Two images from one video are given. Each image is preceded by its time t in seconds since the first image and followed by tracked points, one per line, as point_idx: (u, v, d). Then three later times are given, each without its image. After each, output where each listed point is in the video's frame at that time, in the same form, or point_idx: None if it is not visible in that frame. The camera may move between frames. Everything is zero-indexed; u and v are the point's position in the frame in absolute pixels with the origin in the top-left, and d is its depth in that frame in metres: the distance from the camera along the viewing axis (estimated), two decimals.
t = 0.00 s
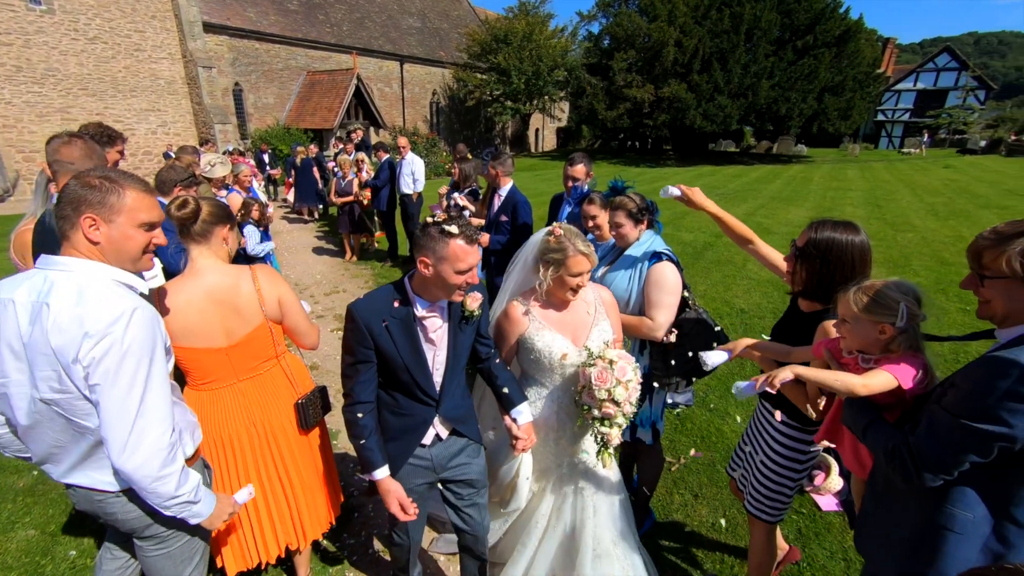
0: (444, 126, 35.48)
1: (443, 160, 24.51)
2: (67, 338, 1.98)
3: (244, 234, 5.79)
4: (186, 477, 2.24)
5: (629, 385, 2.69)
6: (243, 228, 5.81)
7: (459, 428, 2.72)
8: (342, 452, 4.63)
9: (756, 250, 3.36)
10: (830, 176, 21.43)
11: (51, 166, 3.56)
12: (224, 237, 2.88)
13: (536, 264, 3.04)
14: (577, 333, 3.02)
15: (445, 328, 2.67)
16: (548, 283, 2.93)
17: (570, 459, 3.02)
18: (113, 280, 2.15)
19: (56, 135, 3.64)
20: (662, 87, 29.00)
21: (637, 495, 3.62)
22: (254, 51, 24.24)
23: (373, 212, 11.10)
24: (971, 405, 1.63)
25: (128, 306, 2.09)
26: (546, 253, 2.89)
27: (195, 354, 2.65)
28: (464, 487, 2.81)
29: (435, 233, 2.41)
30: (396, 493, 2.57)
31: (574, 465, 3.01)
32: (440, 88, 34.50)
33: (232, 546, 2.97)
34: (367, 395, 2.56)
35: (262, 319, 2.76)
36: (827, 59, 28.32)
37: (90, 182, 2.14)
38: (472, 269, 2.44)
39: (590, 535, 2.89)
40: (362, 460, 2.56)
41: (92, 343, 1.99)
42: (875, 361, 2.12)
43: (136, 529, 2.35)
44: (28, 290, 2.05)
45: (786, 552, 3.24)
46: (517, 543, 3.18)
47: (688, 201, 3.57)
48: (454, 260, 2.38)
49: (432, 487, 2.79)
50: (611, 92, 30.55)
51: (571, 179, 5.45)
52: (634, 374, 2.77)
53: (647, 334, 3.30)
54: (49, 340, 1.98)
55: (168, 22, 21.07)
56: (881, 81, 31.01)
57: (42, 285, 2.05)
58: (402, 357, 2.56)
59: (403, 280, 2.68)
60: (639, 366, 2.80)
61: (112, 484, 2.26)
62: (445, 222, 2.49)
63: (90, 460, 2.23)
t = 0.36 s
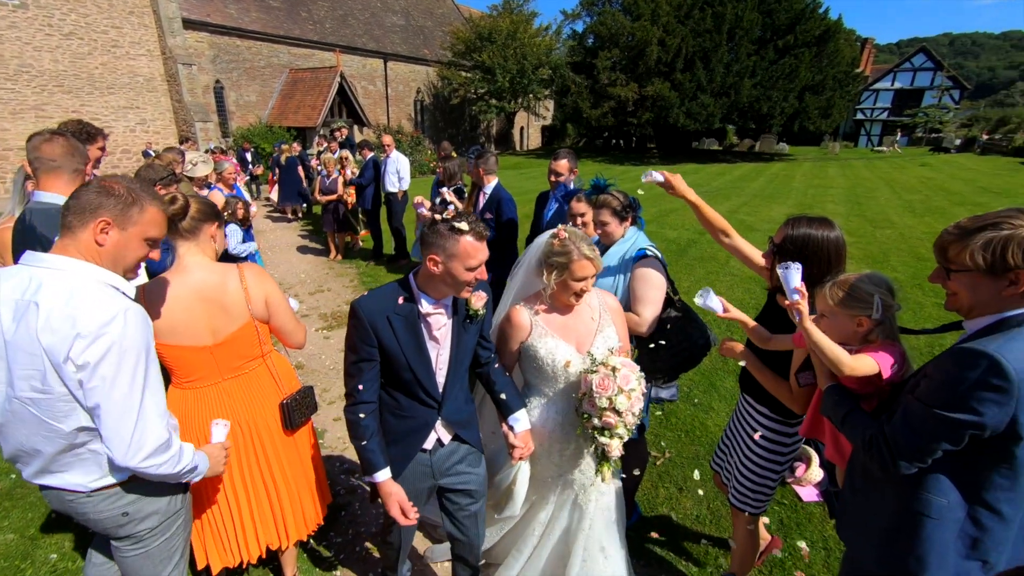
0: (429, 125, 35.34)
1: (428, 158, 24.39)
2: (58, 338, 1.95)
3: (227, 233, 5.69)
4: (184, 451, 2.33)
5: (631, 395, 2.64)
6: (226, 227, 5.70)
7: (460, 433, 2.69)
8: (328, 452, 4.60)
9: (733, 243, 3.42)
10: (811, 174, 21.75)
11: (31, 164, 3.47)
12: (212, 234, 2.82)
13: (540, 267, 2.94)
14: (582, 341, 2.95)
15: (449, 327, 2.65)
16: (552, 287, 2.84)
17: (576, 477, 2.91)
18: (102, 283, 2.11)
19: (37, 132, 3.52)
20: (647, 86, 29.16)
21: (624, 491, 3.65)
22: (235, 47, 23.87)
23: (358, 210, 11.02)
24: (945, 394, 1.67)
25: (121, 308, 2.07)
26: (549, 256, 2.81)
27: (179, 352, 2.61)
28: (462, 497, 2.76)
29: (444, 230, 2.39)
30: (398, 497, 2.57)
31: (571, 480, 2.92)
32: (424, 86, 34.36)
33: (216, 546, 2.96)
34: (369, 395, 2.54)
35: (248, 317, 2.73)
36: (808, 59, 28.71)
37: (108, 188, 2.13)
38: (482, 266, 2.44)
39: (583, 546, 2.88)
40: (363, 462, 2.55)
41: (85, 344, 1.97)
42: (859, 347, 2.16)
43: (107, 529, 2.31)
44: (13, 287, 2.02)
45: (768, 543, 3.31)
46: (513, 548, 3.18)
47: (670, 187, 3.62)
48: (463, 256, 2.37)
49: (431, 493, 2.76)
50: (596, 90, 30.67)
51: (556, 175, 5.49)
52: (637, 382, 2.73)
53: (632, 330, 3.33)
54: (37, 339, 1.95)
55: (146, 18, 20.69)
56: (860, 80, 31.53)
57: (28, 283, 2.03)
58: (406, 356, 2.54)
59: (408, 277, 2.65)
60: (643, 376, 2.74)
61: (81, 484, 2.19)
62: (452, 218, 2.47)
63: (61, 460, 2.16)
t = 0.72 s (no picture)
0: (413, 124, 35.18)
1: (413, 157, 24.27)
2: (54, 336, 1.93)
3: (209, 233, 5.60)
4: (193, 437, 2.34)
5: (639, 390, 2.58)
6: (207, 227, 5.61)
7: (462, 433, 2.69)
8: (314, 453, 4.57)
9: (714, 240, 3.47)
10: (791, 172, 22.09)
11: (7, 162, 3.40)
12: (201, 232, 2.86)
13: (546, 266, 2.86)
14: (587, 340, 2.86)
15: (453, 322, 2.63)
16: (557, 287, 2.76)
17: (577, 486, 2.85)
18: (89, 283, 2.06)
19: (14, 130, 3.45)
20: (630, 85, 29.34)
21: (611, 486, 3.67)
22: (214, 45, 23.48)
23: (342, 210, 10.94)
24: (920, 382, 1.72)
25: (115, 305, 2.05)
26: (555, 255, 2.73)
27: (164, 350, 2.57)
28: (460, 499, 2.75)
29: (455, 223, 2.39)
30: (399, 498, 2.53)
31: (575, 487, 2.85)
32: (408, 84, 34.21)
33: (202, 547, 2.93)
34: (372, 392, 2.48)
35: (234, 316, 2.71)
36: (788, 58, 29.13)
37: (122, 200, 2.16)
38: (492, 259, 2.43)
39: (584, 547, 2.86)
40: (365, 462, 2.50)
41: (83, 342, 1.95)
42: (849, 337, 2.20)
43: (75, 530, 2.27)
44: None
45: (752, 532, 3.37)
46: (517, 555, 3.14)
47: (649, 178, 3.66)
48: (473, 250, 2.37)
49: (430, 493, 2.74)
50: (580, 89, 30.80)
51: (537, 173, 5.53)
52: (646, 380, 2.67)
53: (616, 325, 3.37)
54: (30, 337, 1.92)
55: (121, 14, 20.33)
56: (838, 80, 32.10)
57: (12, 280, 1.98)
58: (410, 352, 2.50)
59: (412, 271, 2.62)
60: (650, 369, 2.67)
61: (49, 484, 2.15)
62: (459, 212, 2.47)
63: (28, 460, 2.12)
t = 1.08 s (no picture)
0: (399, 122, 35.02)
1: (398, 156, 24.17)
2: (10, 334, 1.94)
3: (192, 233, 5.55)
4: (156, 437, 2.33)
5: (645, 394, 2.57)
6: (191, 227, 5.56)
7: (460, 433, 2.69)
8: (303, 453, 4.58)
9: (696, 236, 3.54)
10: (774, 170, 22.41)
11: None
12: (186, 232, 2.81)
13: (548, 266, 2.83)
14: (586, 342, 2.82)
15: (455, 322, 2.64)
16: (561, 287, 2.71)
17: (577, 485, 2.88)
18: (51, 281, 2.07)
19: None
20: (616, 83, 29.48)
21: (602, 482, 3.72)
22: (193, 42, 23.11)
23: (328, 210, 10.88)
24: (894, 371, 1.80)
25: (74, 305, 2.04)
26: (559, 255, 2.69)
27: (150, 349, 2.56)
28: (454, 500, 2.76)
29: (460, 222, 2.39)
30: (396, 500, 2.51)
31: (581, 488, 2.89)
32: (393, 83, 34.02)
33: (190, 550, 2.93)
34: (370, 393, 2.49)
35: (220, 314, 2.70)
36: (770, 57, 29.46)
37: (85, 198, 2.16)
38: (497, 259, 2.43)
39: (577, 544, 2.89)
40: (362, 462, 2.49)
41: (39, 339, 1.95)
42: (837, 327, 2.22)
43: (39, 534, 2.26)
44: None
45: (736, 521, 3.46)
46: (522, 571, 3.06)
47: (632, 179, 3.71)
48: (478, 249, 2.36)
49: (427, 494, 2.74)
50: (565, 87, 30.89)
51: (519, 173, 5.58)
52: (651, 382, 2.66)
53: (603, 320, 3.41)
54: None
55: (94, 9, 19.97)
56: (819, 79, 32.56)
57: None
58: (410, 352, 2.50)
59: (415, 269, 2.63)
60: (654, 371, 2.70)
61: (6, 488, 2.15)
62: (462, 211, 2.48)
63: None
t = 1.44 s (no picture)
0: (386, 120, 34.84)
1: (386, 154, 24.07)
2: None
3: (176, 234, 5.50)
4: (76, 432, 2.20)
5: (641, 395, 2.57)
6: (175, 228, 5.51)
7: (453, 435, 2.66)
8: (292, 453, 4.59)
9: (678, 232, 3.60)
10: (759, 168, 22.68)
11: None
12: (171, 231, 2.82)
13: (545, 263, 2.79)
14: (583, 340, 2.83)
15: (447, 322, 2.63)
16: (559, 285, 2.69)
17: (571, 478, 2.89)
18: None
19: None
20: (603, 81, 29.61)
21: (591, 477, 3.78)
22: (171, 37, 22.76)
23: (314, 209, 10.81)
24: (864, 360, 1.87)
25: None
26: (556, 251, 2.67)
27: (134, 348, 2.56)
28: (444, 503, 2.75)
29: (445, 218, 2.39)
30: (381, 502, 2.46)
31: (574, 481, 2.89)
32: (380, 80, 33.84)
33: (175, 552, 2.92)
34: (359, 393, 2.47)
35: (204, 312, 2.70)
36: (754, 56, 29.78)
37: (18, 190, 2.26)
38: (480, 256, 2.41)
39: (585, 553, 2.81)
40: (348, 463, 2.45)
41: None
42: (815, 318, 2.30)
43: None
44: None
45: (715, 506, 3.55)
46: None
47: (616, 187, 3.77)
48: (462, 245, 2.36)
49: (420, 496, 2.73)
50: (553, 85, 30.97)
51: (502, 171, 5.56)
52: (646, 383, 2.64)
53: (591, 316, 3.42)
54: None
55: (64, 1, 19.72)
56: (802, 78, 32.98)
57: None
58: (400, 351, 2.48)
59: (405, 269, 2.61)
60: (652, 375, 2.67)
61: None
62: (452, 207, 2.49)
63: None
